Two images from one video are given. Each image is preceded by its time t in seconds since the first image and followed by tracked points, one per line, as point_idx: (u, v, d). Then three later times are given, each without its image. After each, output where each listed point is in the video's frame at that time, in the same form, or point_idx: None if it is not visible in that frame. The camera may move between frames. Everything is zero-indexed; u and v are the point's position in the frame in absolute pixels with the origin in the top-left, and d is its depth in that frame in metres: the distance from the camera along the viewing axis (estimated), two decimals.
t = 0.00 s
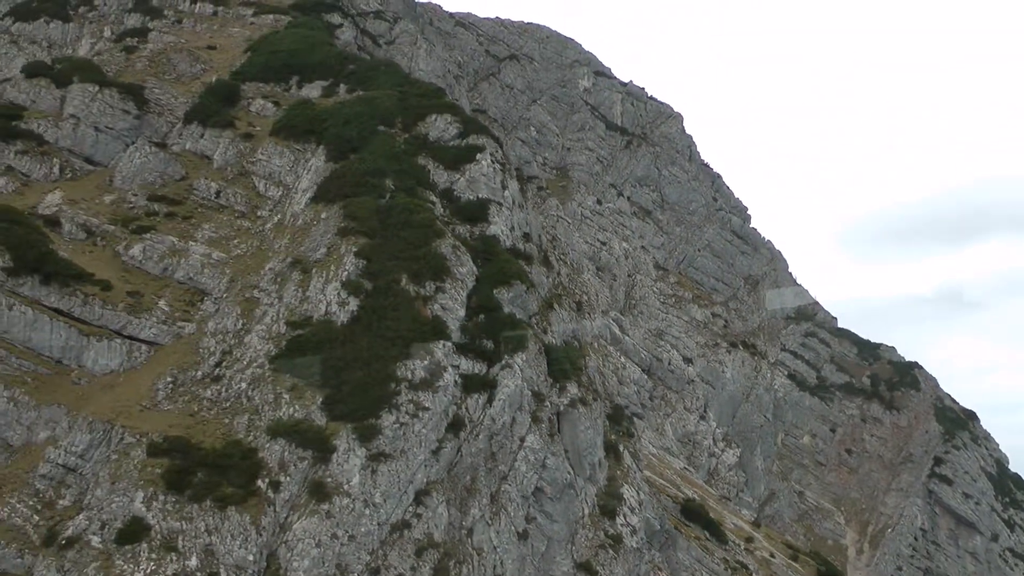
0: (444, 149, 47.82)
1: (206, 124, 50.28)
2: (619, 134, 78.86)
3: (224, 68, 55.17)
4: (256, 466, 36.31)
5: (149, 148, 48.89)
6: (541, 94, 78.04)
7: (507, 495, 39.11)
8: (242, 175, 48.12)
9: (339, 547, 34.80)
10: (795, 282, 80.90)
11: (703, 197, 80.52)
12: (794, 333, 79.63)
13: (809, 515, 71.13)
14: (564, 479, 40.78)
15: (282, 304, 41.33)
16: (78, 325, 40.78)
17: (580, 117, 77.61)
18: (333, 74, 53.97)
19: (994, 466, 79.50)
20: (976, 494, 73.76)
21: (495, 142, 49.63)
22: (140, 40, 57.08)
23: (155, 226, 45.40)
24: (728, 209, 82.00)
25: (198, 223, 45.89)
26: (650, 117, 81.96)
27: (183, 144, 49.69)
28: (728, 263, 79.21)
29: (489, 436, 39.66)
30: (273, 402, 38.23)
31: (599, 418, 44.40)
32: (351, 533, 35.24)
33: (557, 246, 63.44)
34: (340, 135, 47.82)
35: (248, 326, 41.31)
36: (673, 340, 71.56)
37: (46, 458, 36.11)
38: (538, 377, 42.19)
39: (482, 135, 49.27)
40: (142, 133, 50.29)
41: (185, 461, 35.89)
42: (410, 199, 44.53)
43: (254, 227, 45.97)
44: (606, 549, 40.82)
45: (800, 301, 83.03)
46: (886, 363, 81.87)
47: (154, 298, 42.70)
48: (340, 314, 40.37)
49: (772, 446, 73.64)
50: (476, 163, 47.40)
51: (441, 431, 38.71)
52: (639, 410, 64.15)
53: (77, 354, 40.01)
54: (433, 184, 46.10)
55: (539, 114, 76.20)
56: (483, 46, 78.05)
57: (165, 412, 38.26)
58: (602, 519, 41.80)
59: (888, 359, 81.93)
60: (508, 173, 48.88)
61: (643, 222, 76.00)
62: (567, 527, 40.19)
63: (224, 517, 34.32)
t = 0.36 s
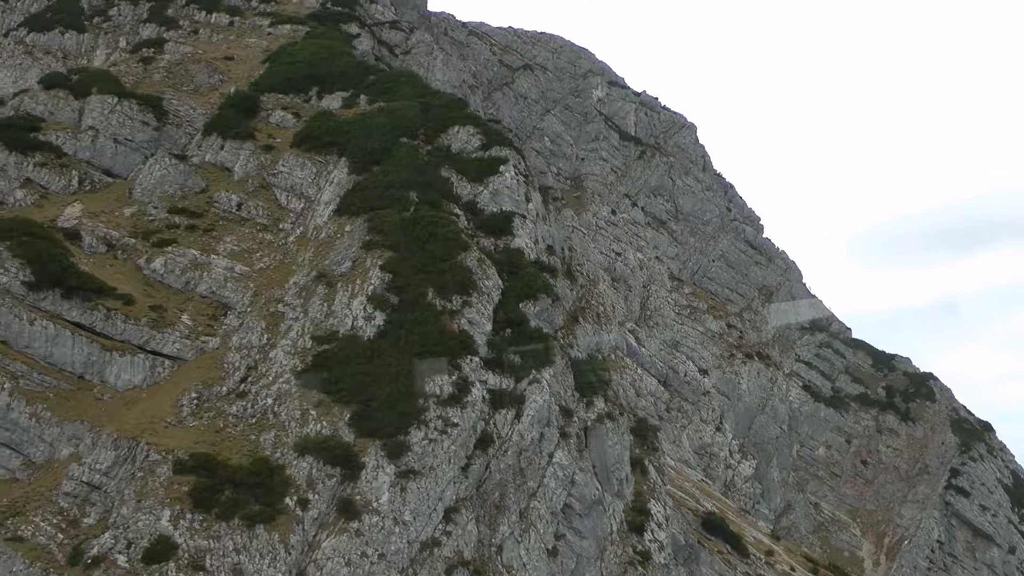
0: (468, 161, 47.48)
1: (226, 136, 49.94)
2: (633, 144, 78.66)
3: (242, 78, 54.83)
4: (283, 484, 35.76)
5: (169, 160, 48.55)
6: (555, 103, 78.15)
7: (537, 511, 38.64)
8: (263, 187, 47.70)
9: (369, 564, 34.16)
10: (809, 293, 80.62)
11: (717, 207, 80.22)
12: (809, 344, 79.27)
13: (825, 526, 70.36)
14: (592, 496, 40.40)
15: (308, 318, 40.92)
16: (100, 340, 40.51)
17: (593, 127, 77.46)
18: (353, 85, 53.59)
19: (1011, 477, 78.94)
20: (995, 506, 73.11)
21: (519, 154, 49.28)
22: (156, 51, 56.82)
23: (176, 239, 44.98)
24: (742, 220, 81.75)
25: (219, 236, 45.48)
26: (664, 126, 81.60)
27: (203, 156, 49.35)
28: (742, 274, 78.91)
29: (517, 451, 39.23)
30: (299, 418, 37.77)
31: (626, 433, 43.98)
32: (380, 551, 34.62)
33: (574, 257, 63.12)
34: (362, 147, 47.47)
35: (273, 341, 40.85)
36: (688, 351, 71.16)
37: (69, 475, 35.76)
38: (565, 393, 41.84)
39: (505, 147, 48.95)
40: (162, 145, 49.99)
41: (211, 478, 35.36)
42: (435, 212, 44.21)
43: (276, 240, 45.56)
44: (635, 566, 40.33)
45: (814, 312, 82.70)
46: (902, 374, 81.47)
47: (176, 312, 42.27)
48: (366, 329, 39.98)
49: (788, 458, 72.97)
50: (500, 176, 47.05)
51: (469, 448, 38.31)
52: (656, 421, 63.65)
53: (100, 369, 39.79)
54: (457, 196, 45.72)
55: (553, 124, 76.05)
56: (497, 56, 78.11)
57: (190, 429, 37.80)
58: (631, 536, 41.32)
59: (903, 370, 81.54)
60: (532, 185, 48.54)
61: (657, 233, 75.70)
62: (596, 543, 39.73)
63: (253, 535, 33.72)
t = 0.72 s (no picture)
0: (493, 173, 47.21)
1: (247, 148, 49.70)
2: (648, 154, 78.73)
3: (262, 90, 54.61)
4: (313, 502, 35.18)
5: (192, 173, 48.27)
6: (569, 113, 78.35)
7: (569, 528, 38.12)
8: (286, 201, 47.42)
9: None
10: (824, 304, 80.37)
11: (732, 218, 80.01)
12: (825, 355, 78.94)
13: (843, 539, 69.49)
14: (623, 512, 40.02)
15: (335, 332, 40.61)
16: (124, 354, 40.07)
17: (608, 137, 77.48)
18: (375, 96, 53.41)
19: None
20: (1014, 519, 72.58)
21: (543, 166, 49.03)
22: (174, 62, 56.62)
23: (199, 252, 44.64)
24: (756, 230, 81.56)
25: (243, 249, 45.20)
26: (678, 136, 81.87)
27: (225, 169, 49.12)
28: (758, 285, 78.65)
29: (548, 467, 38.83)
30: (328, 435, 37.33)
31: (654, 448, 43.64)
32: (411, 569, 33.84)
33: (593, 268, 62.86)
34: (386, 159, 47.23)
35: (300, 356, 40.54)
36: (705, 363, 70.76)
37: (96, 492, 35.38)
38: (593, 408, 41.60)
39: (530, 160, 48.73)
40: (183, 157, 49.76)
41: (240, 495, 34.87)
42: (462, 225, 43.98)
43: (300, 253, 45.25)
44: None
45: (830, 322, 82.40)
46: (918, 385, 81.11)
47: (201, 327, 41.89)
48: (395, 344, 39.65)
49: (806, 469, 72.18)
50: (526, 189, 46.77)
51: (500, 464, 37.85)
52: (674, 433, 63.19)
53: (125, 385, 39.30)
54: (482, 208, 45.41)
55: (567, 134, 75.94)
56: (512, 66, 78.81)
57: (218, 445, 37.33)
58: (661, 552, 40.85)
59: (920, 381, 81.14)
60: (556, 198, 48.28)
61: (673, 243, 75.48)
62: (627, 560, 39.27)
63: (283, 554, 33.35)
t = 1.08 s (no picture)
0: (517, 186, 46.87)
1: (268, 160, 49.38)
2: (662, 165, 78.44)
3: (281, 102, 54.31)
4: (343, 520, 34.68)
5: (213, 185, 47.98)
6: (583, 123, 78.27)
7: (600, 546, 37.63)
8: (308, 213, 47.08)
9: None
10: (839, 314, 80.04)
11: (747, 228, 79.70)
12: (841, 366, 78.53)
13: (861, 551, 69.00)
14: (653, 529, 39.55)
15: (362, 347, 40.23)
16: (148, 369, 39.67)
17: (622, 147, 77.28)
18: (395, 107, 53.11)
19: None
20: None
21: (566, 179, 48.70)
22: (191, 74, 56.36)
23: (221, 265, 44.25)
24: (771, 240, 81.24)
25: (266, 263, 44.82)
26: (692, 146, 81.74)
27: (246, 182, 48.82)
28: (773, 295, 78.32)
29: (578, 484, 38.44)
30: (357, 452, 36.88)
31: (682, 463, 43.27)
32: None
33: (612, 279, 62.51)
34: (410, 171, 46.92)
35: (327, 371, 40.14)
36: (722, 374, 70.26)
37: (122, 510, 34.81)
38: (622, 424, 41.32)
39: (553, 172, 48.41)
40: (204, 170, 49.47)
41: (269, 513, 34.30)
42: (488, 238, 43.66)
43: (324, 266, 44.90)
44: None
45: (845, 332, 82.05)
46: (934, 395, 80.69)
47: (225, 341, 41.42)
48: (423, 359, 39.26)
49: (824, 481, 71.73)
50: (550, 201, 46.42)
51: (531, 481, 37.44)
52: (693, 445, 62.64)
53: (149, 399, 38.95)
54: (506, 221, 45.09)
55: (581, 144, 75.68)
56: (525, 76, 78.71)
57: (245, 461, 36.77)
58: (692, 569, 40.37)
59: (937, 392, 80.61)
60: (580, 211, 47.97)
61: (688, 253, 75.17)
62: None
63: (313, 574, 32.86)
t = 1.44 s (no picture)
0: (541, 199, 46.63)
1: (290, 173, 49.07)
2: (676, 175, 78.11)
3: (301, 113, 54.03)
4: (373, 538, 34.13)
5: (234, 198, 47.66)
6: (597, 133, 78.38)
7: (633, 563, 37.20)
8: (331, 226, 46.76)
9: None
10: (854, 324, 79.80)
11: (761, 238, 79.46)
12: (856, 377, 78.19)
13: (878, 563, 67.89)
14: (684, 545, 39.13)
15: (389, 362, 39.86)
16: (173, 384, 39.19)
17: (636, 157, 76.99)
18: (416, 118, 52.86)
19: None
20: None
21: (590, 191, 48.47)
22: (209, 85, 56.07)
23: (245, 279, 43.92)
24: (785, 251, 81.03)
25: (289, 276, 44.48)
26: (706, 156, 81.55)
27: (268, 194, 48.54)
28: (787, 305, 78.08)
29: (608, 500, 38.02)
30: (386, 468, 36.34)
31: (711, 479, 42.91)
32: None
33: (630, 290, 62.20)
34: (434, 183, 46.63)
35: (354, 385, 39.72)
36: (737, 385, 69.83)
37: (149, 527, 34.37)
38: (651, 439, 41.03)
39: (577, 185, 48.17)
40: (225, 183, 49.21)
41: (299, 531, 33.76)
42: (514, 251, 43.40)
43: (348, 279, 44.60)
44: None
45: (859, 343, 81.77)
46: (950, 407, 80.33)
47: (250, 356, 40.99)
48: (451, 374, 38.84)
49: (840, 493, 71.28)
50: (575, 214, 46.17)
51: (562, 498, 36.94)
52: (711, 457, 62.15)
53: (174, 415, 38.43)
54: (531, 234, 44.86)
55: (596, 154, 75.45)
56: (539, 86, 78.67)
57: (271, 478, 36.15)
58: None
59: (952, 403, 80.25)
60: (604, 223, 47.73)
61: (703, 264, 74.91)
62: None
63: None
